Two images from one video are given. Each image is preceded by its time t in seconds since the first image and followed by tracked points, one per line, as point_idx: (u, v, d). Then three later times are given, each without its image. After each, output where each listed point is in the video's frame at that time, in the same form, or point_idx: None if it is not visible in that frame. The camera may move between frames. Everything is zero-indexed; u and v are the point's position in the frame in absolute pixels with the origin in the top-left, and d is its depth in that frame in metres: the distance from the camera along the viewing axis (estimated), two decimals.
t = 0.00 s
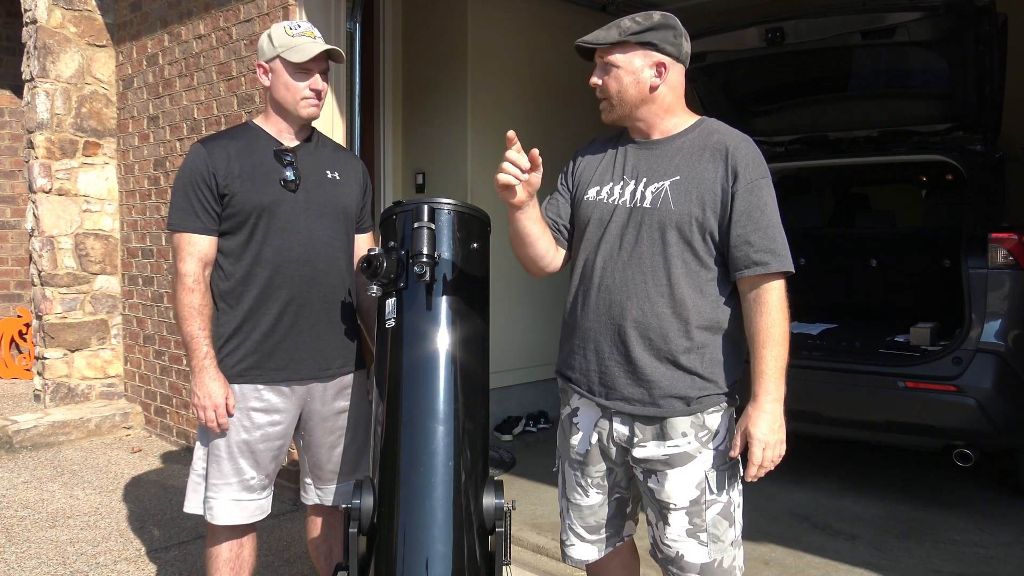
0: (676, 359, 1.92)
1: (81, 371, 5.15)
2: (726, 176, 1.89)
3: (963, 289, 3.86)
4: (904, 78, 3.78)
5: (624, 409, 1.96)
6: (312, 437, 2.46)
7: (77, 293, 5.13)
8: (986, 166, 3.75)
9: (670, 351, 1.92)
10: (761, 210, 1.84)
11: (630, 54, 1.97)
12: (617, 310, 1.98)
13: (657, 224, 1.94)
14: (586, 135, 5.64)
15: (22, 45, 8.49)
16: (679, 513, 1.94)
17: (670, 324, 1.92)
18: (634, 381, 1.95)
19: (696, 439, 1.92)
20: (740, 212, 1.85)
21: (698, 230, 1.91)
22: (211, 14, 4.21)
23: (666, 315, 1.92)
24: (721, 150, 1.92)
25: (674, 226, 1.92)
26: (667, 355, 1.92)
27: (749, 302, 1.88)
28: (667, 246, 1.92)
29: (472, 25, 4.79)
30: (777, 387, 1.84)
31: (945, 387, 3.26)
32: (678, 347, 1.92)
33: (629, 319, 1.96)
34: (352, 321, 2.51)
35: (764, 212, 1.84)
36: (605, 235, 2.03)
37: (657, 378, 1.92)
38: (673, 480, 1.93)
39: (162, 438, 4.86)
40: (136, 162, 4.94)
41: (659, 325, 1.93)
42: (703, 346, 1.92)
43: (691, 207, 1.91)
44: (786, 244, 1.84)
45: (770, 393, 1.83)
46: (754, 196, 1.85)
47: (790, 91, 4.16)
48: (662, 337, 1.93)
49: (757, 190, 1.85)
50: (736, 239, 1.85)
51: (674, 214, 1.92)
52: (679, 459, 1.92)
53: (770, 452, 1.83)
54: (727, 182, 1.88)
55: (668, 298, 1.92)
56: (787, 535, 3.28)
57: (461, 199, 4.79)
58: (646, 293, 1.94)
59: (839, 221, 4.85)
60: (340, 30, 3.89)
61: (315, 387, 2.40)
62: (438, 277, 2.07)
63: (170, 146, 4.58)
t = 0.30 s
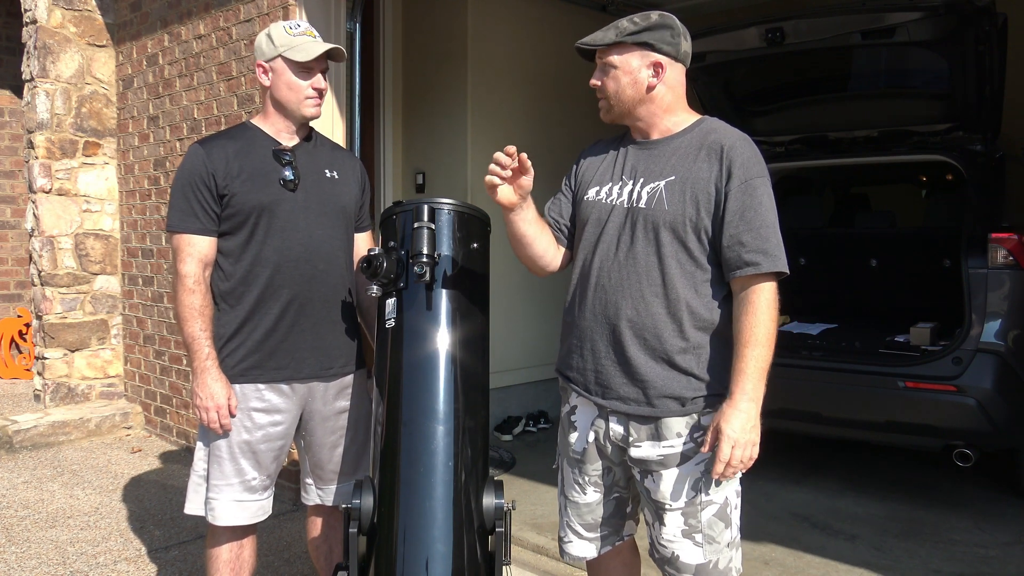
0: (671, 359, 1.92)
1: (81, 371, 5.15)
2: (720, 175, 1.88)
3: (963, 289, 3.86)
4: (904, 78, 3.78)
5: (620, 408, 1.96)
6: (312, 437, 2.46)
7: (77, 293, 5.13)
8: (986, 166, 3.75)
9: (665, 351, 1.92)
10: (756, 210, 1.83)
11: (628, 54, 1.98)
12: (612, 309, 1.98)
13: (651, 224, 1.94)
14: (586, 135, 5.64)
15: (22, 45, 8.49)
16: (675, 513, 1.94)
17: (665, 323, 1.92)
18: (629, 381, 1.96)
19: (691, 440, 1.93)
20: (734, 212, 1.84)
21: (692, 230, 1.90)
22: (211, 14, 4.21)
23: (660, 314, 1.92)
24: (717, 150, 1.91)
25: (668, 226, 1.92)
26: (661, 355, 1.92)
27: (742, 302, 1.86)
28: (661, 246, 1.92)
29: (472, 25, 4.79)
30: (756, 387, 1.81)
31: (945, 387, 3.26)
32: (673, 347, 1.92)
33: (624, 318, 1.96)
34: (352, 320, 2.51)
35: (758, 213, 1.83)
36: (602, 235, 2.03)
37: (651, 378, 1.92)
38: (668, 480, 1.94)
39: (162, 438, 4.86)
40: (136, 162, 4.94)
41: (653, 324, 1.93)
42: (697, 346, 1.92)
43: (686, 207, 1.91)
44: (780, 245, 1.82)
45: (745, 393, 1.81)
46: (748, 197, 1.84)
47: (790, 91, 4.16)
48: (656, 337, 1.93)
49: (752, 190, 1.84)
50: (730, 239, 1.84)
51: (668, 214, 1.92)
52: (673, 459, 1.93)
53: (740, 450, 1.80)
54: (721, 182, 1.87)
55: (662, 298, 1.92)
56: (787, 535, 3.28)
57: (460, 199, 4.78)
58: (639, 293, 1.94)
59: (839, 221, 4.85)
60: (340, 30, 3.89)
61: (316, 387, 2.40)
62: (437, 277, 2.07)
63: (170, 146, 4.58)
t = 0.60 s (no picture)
0: (669, 360, 1.91)
1: (81, 371, 5.14)
2: (718, 175, 1.88)
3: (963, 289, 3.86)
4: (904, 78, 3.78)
5: (617, 408, 1.96)
6: (313, 438, 2.45)
7: (77, 293, 5.13)
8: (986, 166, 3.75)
9: (662, 351, 1.92)
10: (754, 210, 1.83)
11: (624, 56, 1.98)
12: (610, 309, 1.98)
13: (649, 225, 1.94)
14: (586, 136, 5.63)
15: (22, 45, 8.48)
16: (672, 514, 1.93)
17: (663, 323, 1.92)
18: (626, 381, 1.96)
19: (689, 440, 1.93)
20: (732, 213, 1.84)
21: (690, 230, 1.90)
22: (211, 14, 4.21)
23: (658, 314, 1.92)
24: (716, 150, 1.90)
25: (665, 227, 1.92)
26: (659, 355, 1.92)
27: (743, 303, 1.86)
28: (659, 247, 1.92)
29: (472, 24, 4.78)
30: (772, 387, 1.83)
31: (945, 387, 3.26)
32: (670, 347, 1.91)
33: (621, 319, 1.96)
34: (352, 320, 2.51)
35: (756, 213, 1.83)
36: (601, 236, 2.03)
37: (648, 378, 1.92)
38: (666, 480, 1.93)
39: (162, 438, 4.86)
40: (136, 162, 4.94)
41: (650, 325, 1.93)
42: (696, 346, 1.92)
43: (684, 208, 1.90)
44: (778, 246, 1.82)
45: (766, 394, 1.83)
46: (747, 197, 1.83)
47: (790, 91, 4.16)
48: (654, 337, 1.93)
49: (750, 191, 1.84)
50: (728, 240, 1.84)
51: (666, 215, 1.92)
52: (671, 459, 1.93)
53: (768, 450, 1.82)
54: (719, 183, 1.87)
55: (659, 299, 1.92)
56: (787, 535, 3.28)
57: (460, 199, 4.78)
58: (637, 293, 1.94)
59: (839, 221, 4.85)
60: (340, 30, 3.88)
61: (317, 387, 2.40)
62: (437, 277, 2.07)
63: (170, 146, 4.58)
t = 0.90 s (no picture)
0: (672, 359, 1.91)
1: (81, 371, 5.14)
2: (719, 174, 1.88)
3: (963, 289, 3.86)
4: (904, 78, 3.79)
5: (620, 409, 1.96)
6: (313, 438, 2.45)
7: (77, 293, 5.13)
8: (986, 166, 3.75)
9: (665, 351, 1.92)
10: (755, 207, 1.84)
11: (654, 51, 1.94)
12: (612, 310, 1.98)
13: (652, 224, 1.94)
14: (586, 135, 5.63)
15: (22, 45, 8.48)
16: (675, 513, 1.94)
17: (665, 322, 1.92)
18: (629, 382, 1.96)
19: (692, 440, 1.93)
20: (734, 210, 1.84)
21: (692, 229, 1.90)
22: (211, 14, 4.21)
23: (660, 314, 1.92)
24: (716, 148, 1.91)
25: (668, 226, 1.92)
26: (662, 355, 1.92)
27: (747, 299, 1.86)
28: (661, 246, 1.92)
29: (472, 24, 4.78)
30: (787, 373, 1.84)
31: (945, 387, 3.26)
32: (673, 347, 1.91)
33: (624, 319, 1.96)
34: (352, 321, 2.51)
35: (757, 210, 1.83)
36: (602, 237, 2.03)
37: (652, 378, 1.92)
38: (669, 480, 1.93)
39: (162, 438, 4.86)
40: (136, 162, 4.94)
41: (654, 324, 1.93)
42: (698, 345, 1.92)
43: (685, 206, 1.90)
44: (780, 242, 1.83)
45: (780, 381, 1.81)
46: (748, 194, 1.84)
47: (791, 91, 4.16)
48: (657, 336, 1.93)
49: (750, 187, 1.84)
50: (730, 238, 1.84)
51: (668, 214, 1.92)
52: (674, 459, 1.93)
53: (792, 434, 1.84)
54: (721, 180, 1.87)
55: (662, 298, 1.92)
56: (788, 535, 3.28)
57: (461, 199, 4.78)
58: (640, 290, 1.94)
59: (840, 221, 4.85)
60: (340, 30, 3.88)
61: (317, 387, 2.40)
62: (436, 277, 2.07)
63: (170, 146, 4.58)
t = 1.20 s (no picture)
0: (682, 359, 1.92)
1: (81, 371, 5.14)
2: (725, 174, 1.89)
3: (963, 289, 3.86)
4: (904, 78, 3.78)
5: (629, 411, 1.96)
6: (314, 439, 2.45)
7: (77, 293, 5.13)
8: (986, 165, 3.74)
9: (675, 351, 1.92)
10: (762, 207, 1.85)
11: (674, 56, 1.95)
12: (620, 311, 1.98)
13: (660, 225, 1.93)
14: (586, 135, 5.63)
15: (22, 45, 8.48)
16: (684, 513, 1.94)
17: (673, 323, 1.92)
18: (638, 384, 1.95)
19: (701, 438, 1.93)
20: (743, 209, 1.85)
21: (700, 229, 1.91)
22: (211, 14, 4.21)
23: (669, 314, 1.92)
24: (720, 147, 1.92)
25: (676, 226, 1.92)
26: (672, 355, 1.92)
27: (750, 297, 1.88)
28: (670, 246, 1.92)
29: (472, 24, 4.78)
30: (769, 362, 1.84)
31: (945, 387, 3.26)
32: (683, 347, 1.92)
33: (632, 320, 1.95)
34: (353, 321, 2.51)
35: (763, 208, 1.86)
36: (606, 238, 2.02)
37: (662, 379, 1.92)
38: (679, 479, 1.94)
39: (162, 438, 4.86)
40: (136, 162, 4.94)
41: (663, 325, 1.93)
42: (705, 344, 1.93)
43: (692, 206, 1.91)
44: (786, 239, 1.86)
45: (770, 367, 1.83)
46: (754, 194, 1.86)
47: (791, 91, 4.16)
48: (667, 337, 1.93)
49: (756, 187, 1.86)
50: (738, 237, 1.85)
51: (675, 214, 1.92)
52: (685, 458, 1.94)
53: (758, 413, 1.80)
54: (727, 180, 1.88)
55: (670, 299, 1.92)
56: (788, 535, 3.28)
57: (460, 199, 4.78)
58: (648, 291, 1.94)
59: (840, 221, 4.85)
60: (340, 30, 3.88)
61: (318, 387, 2.40)
62: (437, 277, 2.07)
63: (170, 146, 4.58)
